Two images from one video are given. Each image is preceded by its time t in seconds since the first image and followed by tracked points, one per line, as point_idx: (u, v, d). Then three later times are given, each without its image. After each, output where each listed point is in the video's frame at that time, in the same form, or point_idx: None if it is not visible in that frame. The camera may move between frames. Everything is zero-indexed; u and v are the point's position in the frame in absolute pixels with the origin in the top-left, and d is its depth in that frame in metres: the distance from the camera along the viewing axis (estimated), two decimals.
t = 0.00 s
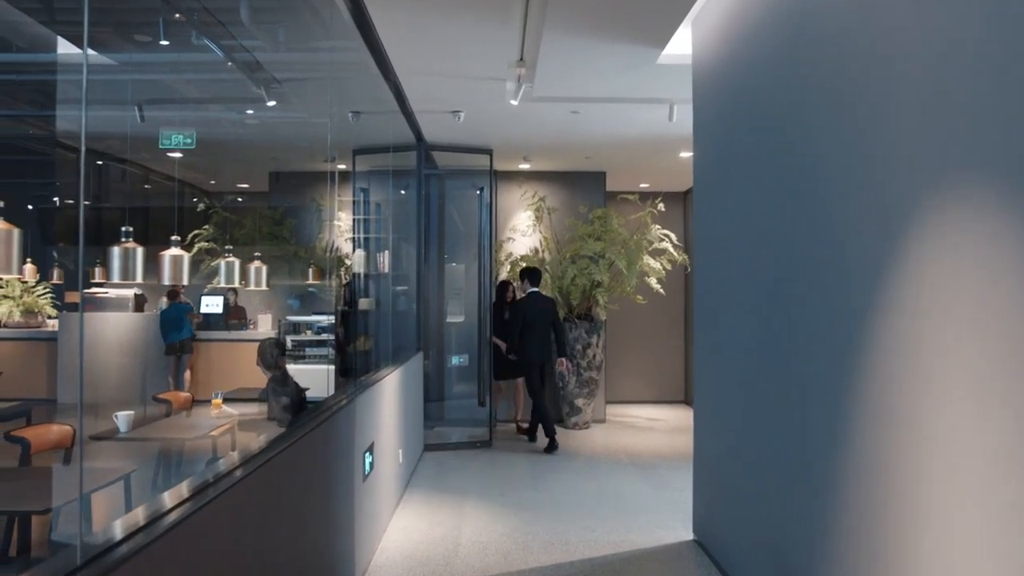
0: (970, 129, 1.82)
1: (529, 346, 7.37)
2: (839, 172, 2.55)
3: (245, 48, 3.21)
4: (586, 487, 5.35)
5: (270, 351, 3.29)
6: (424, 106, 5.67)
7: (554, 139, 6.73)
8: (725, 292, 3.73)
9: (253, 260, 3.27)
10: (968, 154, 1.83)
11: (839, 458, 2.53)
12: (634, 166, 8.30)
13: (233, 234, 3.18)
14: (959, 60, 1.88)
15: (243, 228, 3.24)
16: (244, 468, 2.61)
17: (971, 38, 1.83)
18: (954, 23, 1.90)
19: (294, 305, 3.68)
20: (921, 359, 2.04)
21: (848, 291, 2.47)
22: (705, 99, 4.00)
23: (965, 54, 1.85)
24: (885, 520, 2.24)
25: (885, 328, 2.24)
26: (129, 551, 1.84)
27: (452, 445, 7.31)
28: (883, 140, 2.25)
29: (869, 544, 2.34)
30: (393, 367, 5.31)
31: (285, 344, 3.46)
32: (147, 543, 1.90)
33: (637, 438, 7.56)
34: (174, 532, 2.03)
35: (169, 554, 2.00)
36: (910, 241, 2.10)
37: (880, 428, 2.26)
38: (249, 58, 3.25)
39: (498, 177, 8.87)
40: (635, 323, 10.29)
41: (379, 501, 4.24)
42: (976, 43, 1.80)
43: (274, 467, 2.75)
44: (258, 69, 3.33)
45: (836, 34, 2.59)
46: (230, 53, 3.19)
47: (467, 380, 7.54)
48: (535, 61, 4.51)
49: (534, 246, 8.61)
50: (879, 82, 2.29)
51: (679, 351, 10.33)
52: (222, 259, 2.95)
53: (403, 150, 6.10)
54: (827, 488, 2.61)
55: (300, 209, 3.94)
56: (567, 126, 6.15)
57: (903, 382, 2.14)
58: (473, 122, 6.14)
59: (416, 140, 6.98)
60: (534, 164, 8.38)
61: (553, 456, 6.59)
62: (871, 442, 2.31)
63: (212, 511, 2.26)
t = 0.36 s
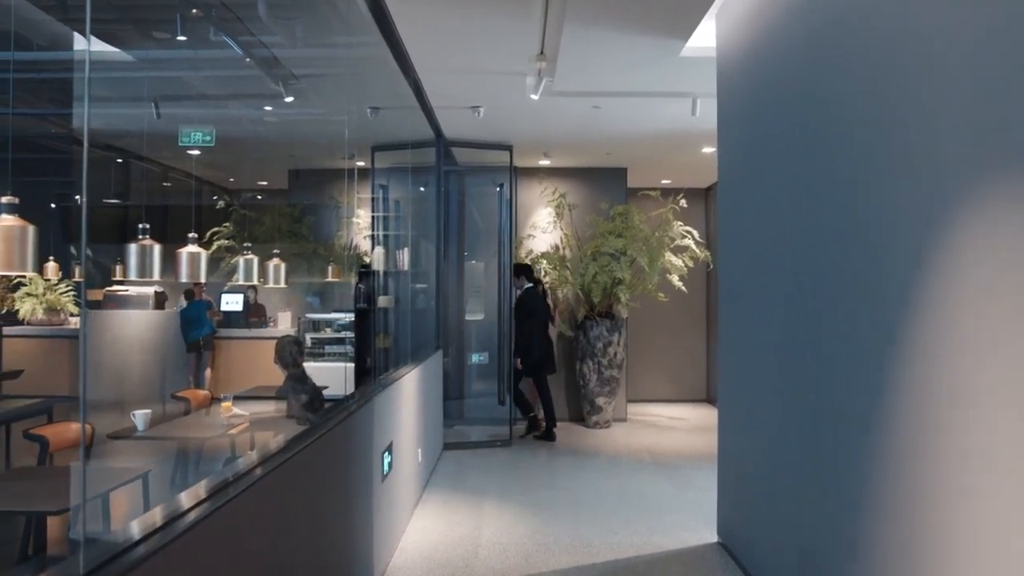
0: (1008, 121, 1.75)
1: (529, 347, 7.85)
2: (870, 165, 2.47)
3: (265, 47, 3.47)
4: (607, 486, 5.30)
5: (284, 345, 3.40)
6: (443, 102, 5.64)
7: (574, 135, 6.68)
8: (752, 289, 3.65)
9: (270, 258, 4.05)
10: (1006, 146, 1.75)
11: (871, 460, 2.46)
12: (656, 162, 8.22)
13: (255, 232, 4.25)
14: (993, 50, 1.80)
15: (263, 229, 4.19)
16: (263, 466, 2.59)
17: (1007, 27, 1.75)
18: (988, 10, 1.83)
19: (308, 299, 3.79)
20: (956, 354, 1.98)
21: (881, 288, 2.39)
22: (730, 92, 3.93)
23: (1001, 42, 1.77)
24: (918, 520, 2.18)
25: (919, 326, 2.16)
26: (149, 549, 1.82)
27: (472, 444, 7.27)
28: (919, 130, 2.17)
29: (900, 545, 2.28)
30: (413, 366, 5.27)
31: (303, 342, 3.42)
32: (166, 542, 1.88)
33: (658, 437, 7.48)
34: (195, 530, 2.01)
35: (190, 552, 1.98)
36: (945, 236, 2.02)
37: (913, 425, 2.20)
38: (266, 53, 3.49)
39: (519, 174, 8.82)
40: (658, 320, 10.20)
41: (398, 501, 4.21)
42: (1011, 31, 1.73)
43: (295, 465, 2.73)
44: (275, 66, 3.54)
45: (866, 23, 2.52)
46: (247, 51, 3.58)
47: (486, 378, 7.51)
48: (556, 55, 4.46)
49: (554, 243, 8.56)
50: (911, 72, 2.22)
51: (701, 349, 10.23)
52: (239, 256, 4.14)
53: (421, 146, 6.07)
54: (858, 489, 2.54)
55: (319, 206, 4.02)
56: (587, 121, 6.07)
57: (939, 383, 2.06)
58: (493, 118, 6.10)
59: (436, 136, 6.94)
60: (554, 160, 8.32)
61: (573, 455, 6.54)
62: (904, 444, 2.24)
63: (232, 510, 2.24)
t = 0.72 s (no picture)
0: None
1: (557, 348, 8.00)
2: (908, 158, 2.39)
3: (286, 42, 3.36)
4: (631, 486, 5.24)
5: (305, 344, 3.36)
6: (466, 97, 5.59)
7: (597, 130, 6.61)
8: (781, 287, 3.57)
9: (292, 255, 3.83)
10: None
11: (909, 463, 2.38)
12: (681, 158, 8.13)
13: (277, 230, 4.01)
14: None
15: (284, 227, 3.97)
16: (285, 465, 2.57)
17: None
18: None
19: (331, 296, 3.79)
20: (996, 351, 1.92)
21: (919, 284, 2.31)
22: (759, 84, 3.84)
23: None
24: (957, 518, 2.12)
25: (961, 324, 2.08)
26: (171, 550, 1.79)
27: (494, 444, 7.24)
28: (959, 121, 2.09)
29: (939, 544, 2.22)
30: (435, 364, 5.22)
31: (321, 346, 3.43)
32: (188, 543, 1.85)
33: (683, 437, 7.40)
34: (217, 531, 2.00)
35: (213, 551, 1.97)
36: (990, 229, 1.94)
37: (954, 425, 2.12)
38: (287, 49, 3.38)
39: (542, 170, 8.75)
40: (682, 318, 10.10)
41: (420, 500, 4.18)
42: None
43: (318, 464, 2.71)
44: (297, 62, 3.43)
45: (902, 11, 2.43)
46: (270, 47, 3.46)
47: (508, 376, 7.48)
48: (580, 48, 4.40)
49: (578, 240, 8.49)
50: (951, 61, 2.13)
51: (726, 347, 10.12)
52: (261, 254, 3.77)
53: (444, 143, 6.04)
54: (896, 493, 2.46)
55: (340, 204, 4.06)
56: (611, 116, 6.00)
57: (983, 383, 1.98)
58: (516, 113, 6.05)
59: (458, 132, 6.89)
60: (578, 156, 8.25)
61: (597, 454, 6.48)
62: (946, 446, 2.16)
63: (255, 508, 2.23)
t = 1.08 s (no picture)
0: None
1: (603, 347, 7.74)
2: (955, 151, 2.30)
3: (313, 38, 3.39)
4: (664, 487, 5.16)
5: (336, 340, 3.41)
6: (495, 91, 5.54)
7: (628, 124, 6.52)
8: (819, 283, 3.47)
9: (322, 252, 4.00)
10: None
11: (959, 469, 2.28)
12: (715, 152, 8.00)
13: (305, 226, 4.22)
14: None
15: (313, 223, 4.18)
16: (315, 464, 2.54)
17: None
18: None
19: (362, 293, 3.69)
20: None
21: (970, 282, 2.22)
22: (796, 75, 3.74)
23: None
24: (1015, 521, 2.02)
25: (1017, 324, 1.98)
26: (198, 551, 1.77)
27: (524, 443, 7.18)
28: (1011, 110, 2.00)
29: (992, 550, 2.12)
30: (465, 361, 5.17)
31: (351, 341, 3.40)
32: (216, 543, 1.82)
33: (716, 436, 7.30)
34: (245, 530, 1.97)
35: (242, 550, 1.94)
36: None
37: (1009, 429, 2.03)
38: (316, 45, 3.43)
39: (573, 166, 8.67)
40: (716, 315, 9.95)
41: (449, 501, 4.14)
42: None
43: (348, 463, 2.68)
44: (324, 56, 3.47)
45: None
46: (297, 43, 3.52)
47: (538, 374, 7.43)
48: (612, 40, 4.33)
49: (609, 236, 8.41)
50: (1002, 47, 2.04)
51: (760, 344, 9.96)
52: (290, 251, 4.02)
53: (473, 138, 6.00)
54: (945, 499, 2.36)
55: (369, 200, 3.98)
56: (642, 110, 5.93)
57: None
58: (546, 107, 5.98)
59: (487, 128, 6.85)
60: (609, 151, 8.17)
61: (629, 453, 6.41)
62: (1000, 451, 2.06)
63: (285, 506, 2.20)
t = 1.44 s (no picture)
0: None
1: (651, 348, 7.33)
2: (996, 143, 2.20)
3: (338, 33, 3.31)
4: (693, 488, 5.08)
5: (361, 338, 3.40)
6: (522, 85, 5.48)
7: (656, 118, 6.43)
8: (852, 281, 3.38)
9: (346, 249, 3.77)
10: None
11: (1001, 474, 2.19)
12: (745, 147, 7.88)
13: (331, 222, 3.93)
14: None
15: (340, 219, 3.92)
16: (341, 463, 2.51)
17: None
18: None
19: (387, 293, 3.68)
20: None
21: (1012, 279, 2.12)
22: (829, 65, 3.64)
23: None
24: None
25: None
26: (221, 552, 1.74)
27: (550, 442, 7.12)
28: None
29: None
30: (491, 359, 5.12)
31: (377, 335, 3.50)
32: (239, 544, 1.80)
33: (747, 436, 7.19)
34: (271, 531, 1.95)
35: (268, 551, 1.92)
36: None
37: None
38: (339, 41, 3.33)
39: (601, 161, 8.57)
40: (745, 313, 9.82)
41: (475, 502, 4.12)
42: None
43: (374, 463, 2.65)
44: (349, 51, 3.37)
45: None
46: (321, 38, 3.42)
47: (565, 372, 7.38)
48: (640, 32, 4.25)
49: (637, 233, 8.34)
50: None
51: (791, 343, 9.82)
52: (314, 247, 3.70)
53: (500, 134, 5.96)
54: (987, 506, 2.28)
55: (394, 197, 4.02)
56: (671, 104, 5.84)
57: None
58: (573, 101, 5.91)
59: (514, 124, 6.80)
60: (637, 147, 8.07)
61: (657, 453, 6.33)
62: None
63: (311, 506, 2.18)
